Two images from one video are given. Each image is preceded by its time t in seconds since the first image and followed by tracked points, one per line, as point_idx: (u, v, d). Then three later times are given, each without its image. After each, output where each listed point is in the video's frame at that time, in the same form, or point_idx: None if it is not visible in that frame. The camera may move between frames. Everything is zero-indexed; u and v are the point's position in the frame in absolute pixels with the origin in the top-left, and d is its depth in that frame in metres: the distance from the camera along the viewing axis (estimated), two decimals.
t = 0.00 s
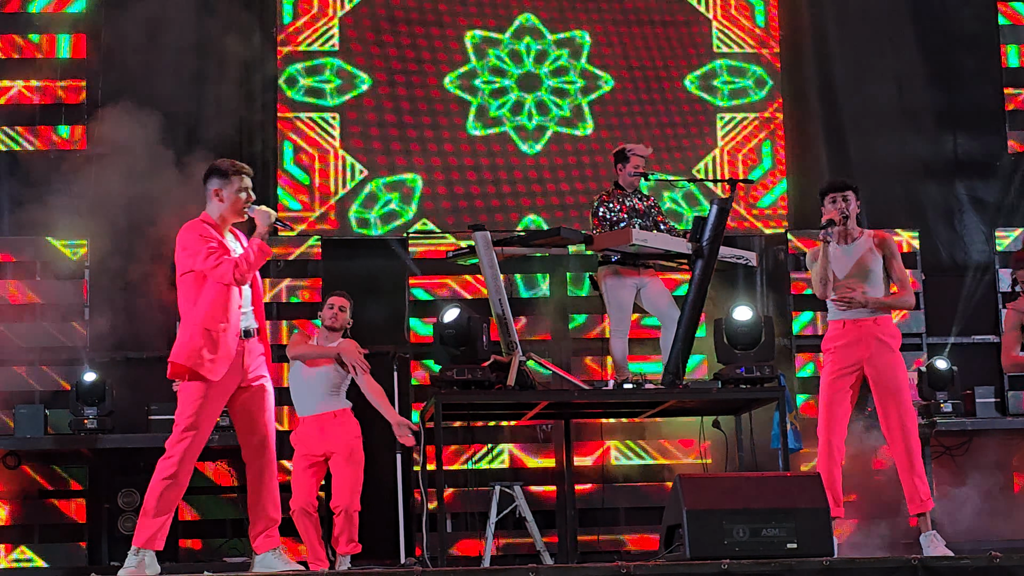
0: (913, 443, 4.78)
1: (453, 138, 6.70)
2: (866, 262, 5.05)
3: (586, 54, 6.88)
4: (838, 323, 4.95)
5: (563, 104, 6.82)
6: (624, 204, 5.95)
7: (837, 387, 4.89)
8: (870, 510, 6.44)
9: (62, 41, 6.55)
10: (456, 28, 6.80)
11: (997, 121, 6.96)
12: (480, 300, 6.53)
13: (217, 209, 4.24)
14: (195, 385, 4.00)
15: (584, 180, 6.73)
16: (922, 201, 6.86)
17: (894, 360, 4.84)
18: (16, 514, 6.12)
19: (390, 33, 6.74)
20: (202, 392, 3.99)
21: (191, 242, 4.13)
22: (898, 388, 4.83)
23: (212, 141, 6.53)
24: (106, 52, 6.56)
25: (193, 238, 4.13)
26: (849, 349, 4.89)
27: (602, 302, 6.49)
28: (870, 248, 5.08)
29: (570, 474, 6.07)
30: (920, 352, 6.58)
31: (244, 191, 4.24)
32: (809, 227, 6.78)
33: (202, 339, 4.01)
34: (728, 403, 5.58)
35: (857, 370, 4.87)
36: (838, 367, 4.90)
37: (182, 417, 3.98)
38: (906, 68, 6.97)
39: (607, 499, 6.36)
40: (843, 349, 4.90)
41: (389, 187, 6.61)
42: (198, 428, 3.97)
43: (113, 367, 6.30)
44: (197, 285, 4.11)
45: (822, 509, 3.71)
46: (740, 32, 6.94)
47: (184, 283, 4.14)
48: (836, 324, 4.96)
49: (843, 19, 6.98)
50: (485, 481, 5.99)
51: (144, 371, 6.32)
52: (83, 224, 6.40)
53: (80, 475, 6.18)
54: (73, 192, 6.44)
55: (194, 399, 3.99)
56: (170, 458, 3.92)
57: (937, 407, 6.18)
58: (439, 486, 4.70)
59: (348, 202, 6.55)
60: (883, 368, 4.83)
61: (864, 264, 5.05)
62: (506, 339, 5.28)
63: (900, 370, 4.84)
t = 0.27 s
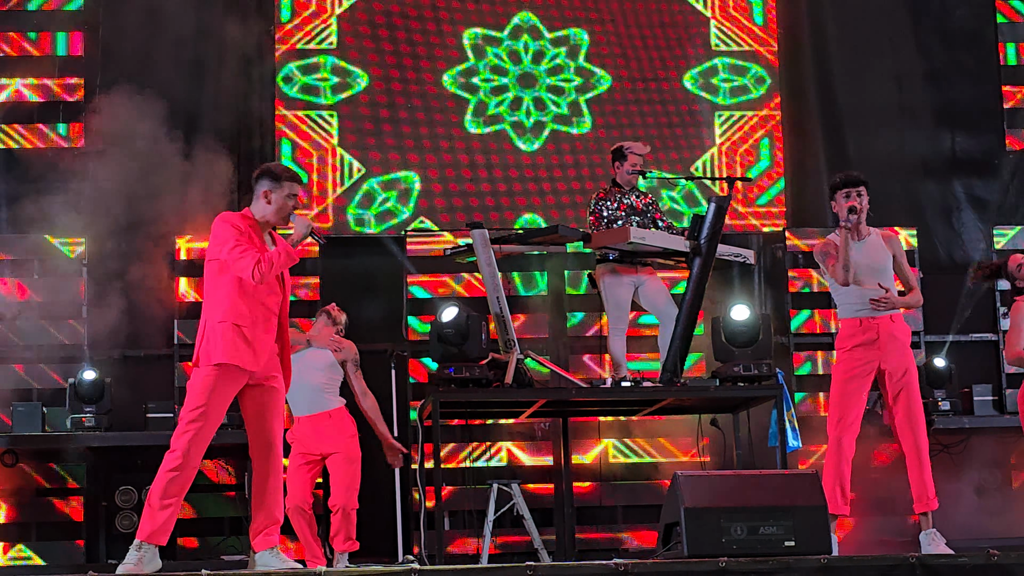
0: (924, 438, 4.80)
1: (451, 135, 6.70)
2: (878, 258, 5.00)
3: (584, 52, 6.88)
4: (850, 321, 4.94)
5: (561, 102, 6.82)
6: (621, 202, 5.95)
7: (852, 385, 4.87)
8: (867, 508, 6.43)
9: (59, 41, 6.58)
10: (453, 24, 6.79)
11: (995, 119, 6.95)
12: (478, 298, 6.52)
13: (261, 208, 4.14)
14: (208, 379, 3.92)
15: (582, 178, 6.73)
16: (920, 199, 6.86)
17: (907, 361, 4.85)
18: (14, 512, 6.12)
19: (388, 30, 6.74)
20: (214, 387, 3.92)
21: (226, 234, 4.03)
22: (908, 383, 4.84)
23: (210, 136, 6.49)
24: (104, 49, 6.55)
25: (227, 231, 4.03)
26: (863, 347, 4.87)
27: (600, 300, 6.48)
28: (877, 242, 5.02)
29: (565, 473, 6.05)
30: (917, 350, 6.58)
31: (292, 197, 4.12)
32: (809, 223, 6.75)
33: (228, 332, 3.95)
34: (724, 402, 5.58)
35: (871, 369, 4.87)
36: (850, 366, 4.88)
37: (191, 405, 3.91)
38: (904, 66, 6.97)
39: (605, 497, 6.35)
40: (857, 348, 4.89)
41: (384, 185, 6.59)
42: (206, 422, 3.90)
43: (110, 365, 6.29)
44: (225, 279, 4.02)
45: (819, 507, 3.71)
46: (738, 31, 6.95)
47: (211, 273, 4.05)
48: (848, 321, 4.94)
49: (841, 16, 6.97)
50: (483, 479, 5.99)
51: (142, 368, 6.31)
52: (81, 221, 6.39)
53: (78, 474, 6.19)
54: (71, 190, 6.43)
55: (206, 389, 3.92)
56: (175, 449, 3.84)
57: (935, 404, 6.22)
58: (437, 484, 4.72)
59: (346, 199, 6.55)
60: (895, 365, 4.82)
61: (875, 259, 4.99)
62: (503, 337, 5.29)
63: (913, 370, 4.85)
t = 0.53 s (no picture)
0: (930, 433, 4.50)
1: (450, 134, 6.70)
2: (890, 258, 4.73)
3: (583, 51, 6.88)
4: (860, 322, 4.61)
5: (559, 101, 6.82)
6: (620, 201, 5.95)
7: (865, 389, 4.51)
8: (866, 506, 6.44)
9: (58, 38, 6.57)
10: (452, 24, 6.80)
11: (995, 118, 6.94)
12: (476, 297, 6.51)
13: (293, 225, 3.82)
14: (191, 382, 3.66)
15: (581, 177, 6.72)
16: (918, 198, 6.87)
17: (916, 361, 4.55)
18: (14, 512, 6.13)
19: (387, 29, 6.74)
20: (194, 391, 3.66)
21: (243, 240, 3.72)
22: (918, 383, 4.55)
23: (211, 134, 6.57)
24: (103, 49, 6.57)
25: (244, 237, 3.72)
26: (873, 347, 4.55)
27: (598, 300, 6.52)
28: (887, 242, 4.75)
29: (564, 472, 6.02)
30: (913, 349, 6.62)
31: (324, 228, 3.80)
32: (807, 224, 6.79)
33: (212, 342, 3.66)
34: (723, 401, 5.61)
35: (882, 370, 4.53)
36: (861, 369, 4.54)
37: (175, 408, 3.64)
38: (902, 65, 6.98)
39: (603, 496, 6.38)
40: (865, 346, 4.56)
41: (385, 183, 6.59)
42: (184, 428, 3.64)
43: (110, 364, 6.30)
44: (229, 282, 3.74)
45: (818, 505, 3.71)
46: (738, 29, 6.93)
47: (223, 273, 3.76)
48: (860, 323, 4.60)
49: (839, 16, 7.00)
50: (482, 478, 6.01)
51: (142, 368, 6.32)
52: (80, 221, 6.40)
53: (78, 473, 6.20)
54: (70, 190, 6.45)
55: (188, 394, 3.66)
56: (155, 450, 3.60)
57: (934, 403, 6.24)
58: (437, 483, 4.71)
59: (345, 199, 6.55)
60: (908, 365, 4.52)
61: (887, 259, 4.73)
62: (502, 337, 5.24)
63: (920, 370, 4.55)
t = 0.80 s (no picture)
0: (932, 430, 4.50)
1: (448, 132, 6.70)
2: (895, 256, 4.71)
3: (580, 49, 6.87)
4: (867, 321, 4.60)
5: (557, 99, 6.81)
6: (617, 198, 5.94)
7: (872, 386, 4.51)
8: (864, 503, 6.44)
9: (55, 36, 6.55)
10: (450, 22, 6.79)
11: (992, 115, 6.94)
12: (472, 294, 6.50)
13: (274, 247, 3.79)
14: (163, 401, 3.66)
15: (579, 173, 6.71)
16: (916, 195, 6.86)
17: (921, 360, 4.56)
18: (11, 510, 6.12)
19: (385, 27, 6.74)
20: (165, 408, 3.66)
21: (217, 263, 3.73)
22: (922, 381, 4.56)
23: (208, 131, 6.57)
24: (100, 46, 6.56)
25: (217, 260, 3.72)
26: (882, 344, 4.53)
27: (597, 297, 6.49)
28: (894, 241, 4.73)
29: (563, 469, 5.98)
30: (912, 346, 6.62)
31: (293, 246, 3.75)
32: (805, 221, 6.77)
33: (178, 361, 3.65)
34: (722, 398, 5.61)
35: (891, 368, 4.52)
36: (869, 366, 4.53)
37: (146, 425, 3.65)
38: (900, 63, 6.97)
39: (602, 493, 6.35)
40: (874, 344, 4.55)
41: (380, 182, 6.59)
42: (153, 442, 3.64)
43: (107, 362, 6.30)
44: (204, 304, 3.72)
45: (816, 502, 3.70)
46: (735, 27, 6.93)
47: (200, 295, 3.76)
48: (866, 321, 4.59)
49: (836, 14, 6.99)
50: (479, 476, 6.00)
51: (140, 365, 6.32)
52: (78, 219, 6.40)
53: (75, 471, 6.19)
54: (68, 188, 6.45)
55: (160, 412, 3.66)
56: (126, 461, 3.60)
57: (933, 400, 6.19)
58: (433, 481, 4.73)
59: (343, 196, 6.55)
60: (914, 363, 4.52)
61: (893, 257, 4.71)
62: (500, 335, 5.23)
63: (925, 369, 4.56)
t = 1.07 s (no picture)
0: (933, 426, 4.50)
1: (447, 130, 6.70)
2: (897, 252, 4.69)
3: (578, 46, 6.87)
4: (864, 315, 4.58)
5: (555, 96, 6.81)
6: (615, 195, 5.95)
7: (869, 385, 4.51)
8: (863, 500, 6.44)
9: (53, 33, 6.54)
10: (447, 19, 6.79)
11: (990, 113, 6.94)
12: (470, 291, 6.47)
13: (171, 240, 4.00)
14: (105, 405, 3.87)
15: (577, 171, 6.72)
16: (915, 192, 6.86)
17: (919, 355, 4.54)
18: (9, 507, 6.12)
19: (383, 24, 6.74)
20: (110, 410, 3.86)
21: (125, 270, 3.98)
22: (921, 377, 4.54)
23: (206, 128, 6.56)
24: (98, 43, 6.55)
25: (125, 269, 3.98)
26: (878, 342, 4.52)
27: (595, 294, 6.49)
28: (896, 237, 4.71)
29: (562, 467, 5.97)
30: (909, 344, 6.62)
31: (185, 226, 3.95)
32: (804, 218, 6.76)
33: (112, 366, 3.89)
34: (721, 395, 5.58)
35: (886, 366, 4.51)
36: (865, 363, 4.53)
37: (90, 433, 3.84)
38: (898, 60, 6.97)
39: (600, 490, 6.35)
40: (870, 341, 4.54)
41: (373, 182, 6.59)
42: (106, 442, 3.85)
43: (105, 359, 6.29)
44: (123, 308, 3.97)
45: (815, 500, 3.70)
46: (733, 24, 6.93)
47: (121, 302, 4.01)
48: (864, 315, 4.58)
49: (834, 11, 6.99)
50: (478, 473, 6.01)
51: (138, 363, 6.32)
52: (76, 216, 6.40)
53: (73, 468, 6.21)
54: (66, 185, 6.44)
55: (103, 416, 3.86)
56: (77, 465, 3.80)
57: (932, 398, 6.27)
58: (432, 478, 4.73)
59: (342, 193, 6.56)
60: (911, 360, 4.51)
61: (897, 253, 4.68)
62: (499, 332, 5.23)
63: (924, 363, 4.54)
